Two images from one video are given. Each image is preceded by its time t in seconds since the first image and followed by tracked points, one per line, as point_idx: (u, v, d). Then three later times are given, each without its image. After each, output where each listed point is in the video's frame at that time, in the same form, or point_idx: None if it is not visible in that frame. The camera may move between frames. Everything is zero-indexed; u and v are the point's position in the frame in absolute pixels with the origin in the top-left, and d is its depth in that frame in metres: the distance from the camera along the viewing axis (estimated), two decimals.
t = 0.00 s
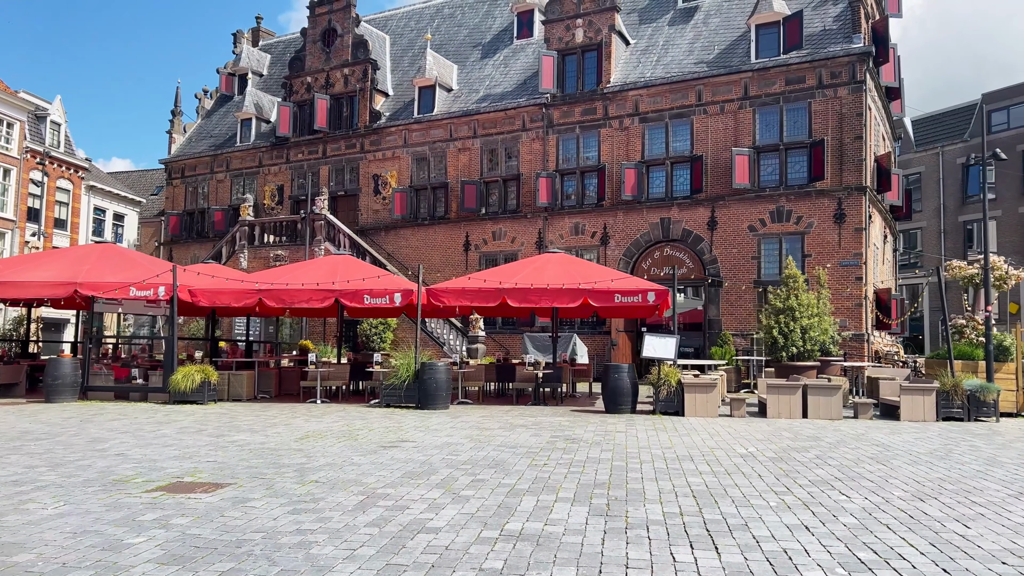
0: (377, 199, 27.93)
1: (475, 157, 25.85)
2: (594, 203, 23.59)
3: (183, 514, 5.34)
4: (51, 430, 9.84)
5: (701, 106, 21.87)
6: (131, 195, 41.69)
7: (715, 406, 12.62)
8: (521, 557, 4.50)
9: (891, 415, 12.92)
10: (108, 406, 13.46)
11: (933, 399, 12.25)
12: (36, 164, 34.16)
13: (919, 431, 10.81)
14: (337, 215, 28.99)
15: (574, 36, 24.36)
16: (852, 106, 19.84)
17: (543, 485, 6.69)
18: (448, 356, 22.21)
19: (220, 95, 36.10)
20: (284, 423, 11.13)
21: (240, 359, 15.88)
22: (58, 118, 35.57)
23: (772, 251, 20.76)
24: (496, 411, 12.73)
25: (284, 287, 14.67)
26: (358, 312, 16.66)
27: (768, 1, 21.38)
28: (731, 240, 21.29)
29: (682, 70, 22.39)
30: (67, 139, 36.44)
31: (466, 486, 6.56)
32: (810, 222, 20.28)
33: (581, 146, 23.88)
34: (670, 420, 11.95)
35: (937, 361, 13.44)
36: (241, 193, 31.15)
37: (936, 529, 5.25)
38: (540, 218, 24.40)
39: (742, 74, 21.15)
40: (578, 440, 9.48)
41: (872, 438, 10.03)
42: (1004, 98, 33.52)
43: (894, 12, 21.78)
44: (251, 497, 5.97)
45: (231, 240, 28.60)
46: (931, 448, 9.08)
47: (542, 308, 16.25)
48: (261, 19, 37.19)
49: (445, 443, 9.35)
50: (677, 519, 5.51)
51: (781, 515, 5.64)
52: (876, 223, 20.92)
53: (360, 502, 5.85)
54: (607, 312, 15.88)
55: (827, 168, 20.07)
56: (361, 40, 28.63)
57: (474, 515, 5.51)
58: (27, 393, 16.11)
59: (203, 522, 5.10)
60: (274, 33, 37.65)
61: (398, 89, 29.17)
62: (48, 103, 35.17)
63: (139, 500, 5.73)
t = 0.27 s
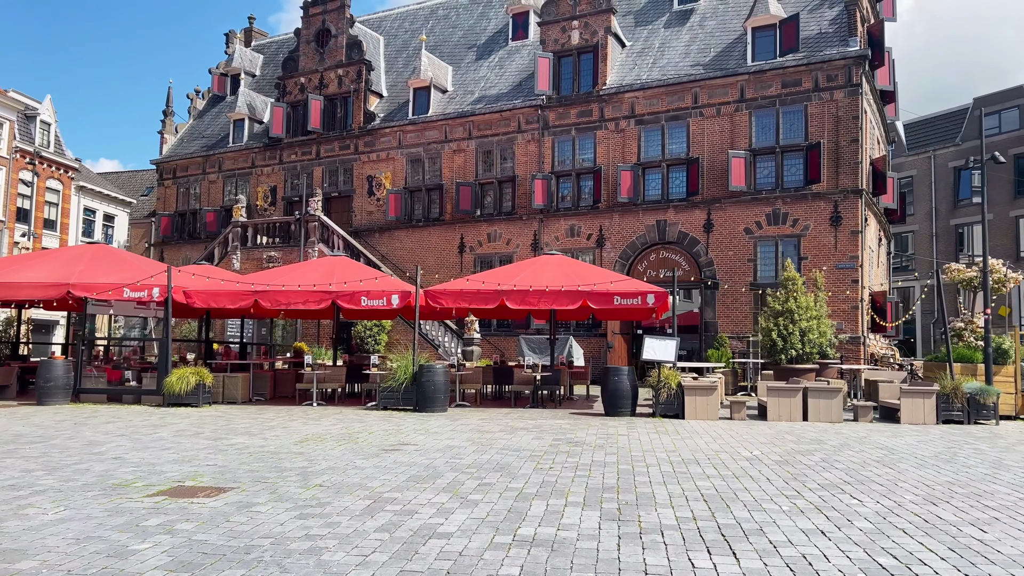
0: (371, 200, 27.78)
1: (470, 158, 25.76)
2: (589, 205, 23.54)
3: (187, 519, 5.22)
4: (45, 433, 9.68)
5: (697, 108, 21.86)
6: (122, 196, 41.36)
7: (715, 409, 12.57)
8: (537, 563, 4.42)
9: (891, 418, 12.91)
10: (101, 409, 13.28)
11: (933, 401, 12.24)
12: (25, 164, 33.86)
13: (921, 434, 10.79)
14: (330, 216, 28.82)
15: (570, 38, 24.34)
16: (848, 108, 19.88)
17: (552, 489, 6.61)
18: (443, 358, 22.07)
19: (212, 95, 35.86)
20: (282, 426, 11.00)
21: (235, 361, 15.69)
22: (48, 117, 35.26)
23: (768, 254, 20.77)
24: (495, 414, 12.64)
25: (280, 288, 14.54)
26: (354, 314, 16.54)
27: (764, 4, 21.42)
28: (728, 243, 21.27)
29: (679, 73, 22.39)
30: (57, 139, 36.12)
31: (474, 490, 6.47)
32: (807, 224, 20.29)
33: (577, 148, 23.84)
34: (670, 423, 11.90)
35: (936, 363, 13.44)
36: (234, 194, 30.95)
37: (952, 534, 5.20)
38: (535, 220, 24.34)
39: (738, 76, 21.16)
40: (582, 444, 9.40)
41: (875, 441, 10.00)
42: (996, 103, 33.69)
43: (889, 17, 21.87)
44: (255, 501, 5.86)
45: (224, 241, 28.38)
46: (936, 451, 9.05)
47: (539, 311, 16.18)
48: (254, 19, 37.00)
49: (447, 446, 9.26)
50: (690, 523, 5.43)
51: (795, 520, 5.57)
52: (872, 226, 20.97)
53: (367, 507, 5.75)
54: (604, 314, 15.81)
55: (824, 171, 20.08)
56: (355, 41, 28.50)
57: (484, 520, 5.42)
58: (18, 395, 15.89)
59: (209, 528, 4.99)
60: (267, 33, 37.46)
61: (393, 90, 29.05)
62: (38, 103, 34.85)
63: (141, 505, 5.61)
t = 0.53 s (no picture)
0: (367, 202, 27.63)
1: (467, 160, 25.66)
2: (588, 207, 23.46)
3: (194, 525, 5.09)
4: (41, 437, 9.50)
5: (695, 110, 21.83)
6: (114, 198, 41.05)
7: (719, 412, 12.48)
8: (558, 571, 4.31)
9: (894, 420, 12.84)
10: (97, 412, 13.09)
11: (937, 404, 12.19)
12: (17, 165, 33.57)
13: (926, 436, 10.74)
14: (326, 218, 28.65)
15: (567, 40, 24.29)
16: (847, 110, 19.87)
17: (563, 493, 6.49)
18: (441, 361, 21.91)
19: (206, 96, 35.64)
20: (282, 430, 10.85)
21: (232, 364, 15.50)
22: (40, 118, 34.98)
23: (767, 256, 20.73)
24: (497, 417, 12.51)
25: (279, 290, 14.38)
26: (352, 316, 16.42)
27: (763, 7, 21.42)
28: (726, 245, 21.22)
29: (677, 75, 22.35)
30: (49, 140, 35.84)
31: (483, 494, 6.36)
32: (806, 226, 20.27)
33: (575, 150, 23.76)
34: (674, 426, 11.80)
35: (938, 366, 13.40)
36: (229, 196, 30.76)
37: (975, 539, 5.11)
38: (533, 222, 24.24)
39: (737, 79, 21.14)
40: (588, 447, 9.28)
41: (882, 444, 9.93)
42: (990, 106, 33.78)
43: (887, 19, 21.89)
44: (263, 507, 5.72)
45: (219, 243, 28.17)
46: (945, 454, 8.98)
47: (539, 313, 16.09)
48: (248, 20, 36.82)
49: (452, 449, 9.13)
50: (708, 529, 5.33)
51: (814, 525, 5.48)
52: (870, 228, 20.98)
53: (377, 512, 5.62)
54: (604, 316, 15.73)
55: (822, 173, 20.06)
56: (352, 42, 28.37)
57: (498, 526, 5.30)
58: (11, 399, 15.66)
59: (217, 534, 4.85)
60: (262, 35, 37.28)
61: (389, 92, 28.93)
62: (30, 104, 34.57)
63: (146, 511, 5.47)
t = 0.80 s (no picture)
0: (365, 203, 27.48)
1: (466, 161, 25.54)
2: (587, 208, 23.37)
3: (202, 532, 4.97)
4: (39, 441, 9.34)
5: (694, 111, 21.78)
6: (108, 198, 40.78)
7: (723, 414, 12.40)
8: None
9: (898, 422, 12.79)
10: (94, 415, 12.92)
11: (942, 406, 12.14)
12: (11, 165, 33.32)
13: (933, 439, 10.67)
14: (323, 219, 28.49)
15: (566, 40, 24.21)
16: (848, 111, 19.84)
17: (575, 498, 6.39)
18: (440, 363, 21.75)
19: (201, 96, 35.42)
20: (283, 433, 10.71)
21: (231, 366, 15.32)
22: (34, 118, 34.72)
23: (767, 258, 20.68)
24: (500, 420, 12.40)
25: (278, 291, 14.24)
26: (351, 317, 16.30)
27: (763, 7, 21.37)
28: (726, 246, 21.17)
29: (676, 76, 22.29)
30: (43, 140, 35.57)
31: (495, 500, 6.25)
32: (806, 228, 20.23)
33: (574, 150, 23.68)
34: (679, 429, 11.71)
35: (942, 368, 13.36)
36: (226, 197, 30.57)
37: (999, 545, 5.03)
38: (532, 223, 24.14)
39: (737, 79, 21.09)
40: (595, 451, 9.17)
41: (890, 447, 9.86)
42: (986, 107, 33.81)
43: (886, 21, 21.88)
44: (271, 513, 5.60)
45: (214, 244, 27.97)
46: (955, 457, 8.91)
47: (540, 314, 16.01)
48: (243, 20, 36.62)
49: (457, 453, 9.01)
50: (728, 535, 5.23)
51: (834, 531, 5.39)
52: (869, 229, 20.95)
53: (389, 519, 5.51)
54: (605, 318, 15.65)
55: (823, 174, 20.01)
56: (349, 42, 28.22)
57: (514, 533, 5.20)
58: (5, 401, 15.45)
59: (227, 542, 4.73)
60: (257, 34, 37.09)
61: (386, 92, 28.79)
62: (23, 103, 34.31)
63: (152, 517, 5.35)
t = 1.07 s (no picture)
0: (363, 205, 27.33)
1: (465, 163, 25.43)
2: (587, 211, 23.28)
3: (213, 540, 4.85)
4: (38, 445, 9.18)
5: (695, 113, 21.74)
6: (103, 200, 40.50)
7: (728, 417, 12.32)
8: None
9: (904, 425, 12.72)
10: (92, 419, 12.76)
11: (948, 409, 12.09)
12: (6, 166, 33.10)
13: (942, 442, 10.60)
14: (321, 220, 28.32)
15: (566, 42, 24.15)
16: (848, 113, 19.83)
17: (589, 504, 6.29)
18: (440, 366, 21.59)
19: (198, 97, 35.23)
20: (286, 437, 10.57)
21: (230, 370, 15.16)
22: (28, 119, 34.49)
23: (769, 260, 20.62)
24: (504, 423, 12.27)
25: (278, 294, 14.10)
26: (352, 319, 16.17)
27: (764, 9, 21.35)
28: (727, 248, 21.12)
29: (677, 77, 22.25)
30: (38, 141, 35.35)
31: (508, 505, 6.15)
32: (807, 230, 20.19)
33: (574, 152, 23.63)
34: (685, 432, 11.62)
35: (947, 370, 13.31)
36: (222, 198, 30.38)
37: None
38: (531, 226, 24.05)
39: (738, 82, 21.05)
40: (603, 454, 9.06)
41: (900, 450, 9.78)
42: (984, 110, 33.85)
43: (886, 23, 21.89)
44: (282, 519, 5.48)
45: (211, 246, 27.77)
46: (966, 461, 8.83)
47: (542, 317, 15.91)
48: (240, 21, 36.47)
49: (464, 456, 8.90)
50: (749, 542, 5.14)
51: (857, 537, 5.30)
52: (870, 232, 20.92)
53: (402, 526, 5.40)
54: (608, 320, 15.56)
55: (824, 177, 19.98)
56: (347, 43, 28.08)
57: (531, 539, 5.10)
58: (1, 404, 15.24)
59: (239, 550, 4.62)
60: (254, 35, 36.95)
61: (385, 93, 28.67)
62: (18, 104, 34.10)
63: (160, 524, 5.23)
